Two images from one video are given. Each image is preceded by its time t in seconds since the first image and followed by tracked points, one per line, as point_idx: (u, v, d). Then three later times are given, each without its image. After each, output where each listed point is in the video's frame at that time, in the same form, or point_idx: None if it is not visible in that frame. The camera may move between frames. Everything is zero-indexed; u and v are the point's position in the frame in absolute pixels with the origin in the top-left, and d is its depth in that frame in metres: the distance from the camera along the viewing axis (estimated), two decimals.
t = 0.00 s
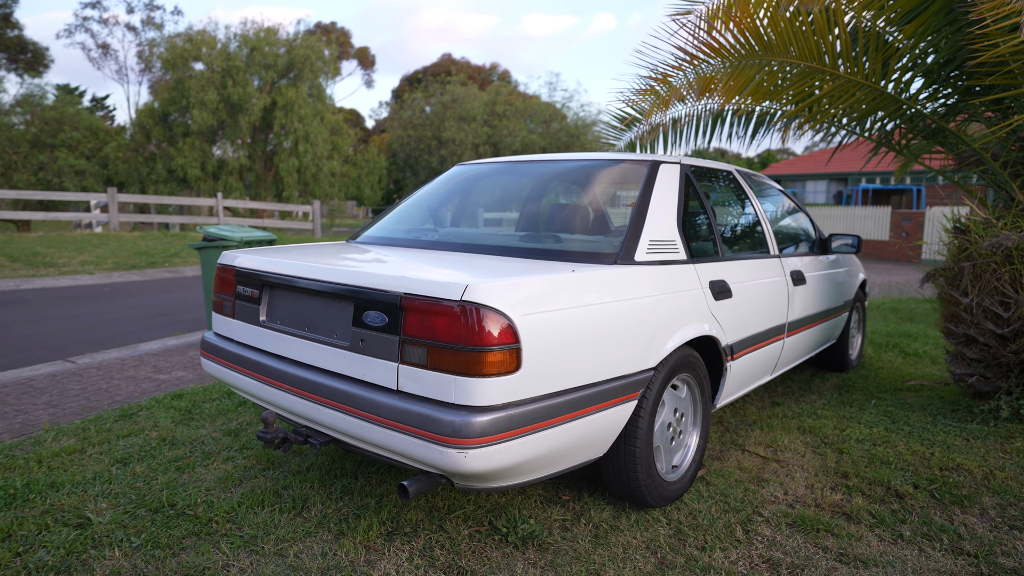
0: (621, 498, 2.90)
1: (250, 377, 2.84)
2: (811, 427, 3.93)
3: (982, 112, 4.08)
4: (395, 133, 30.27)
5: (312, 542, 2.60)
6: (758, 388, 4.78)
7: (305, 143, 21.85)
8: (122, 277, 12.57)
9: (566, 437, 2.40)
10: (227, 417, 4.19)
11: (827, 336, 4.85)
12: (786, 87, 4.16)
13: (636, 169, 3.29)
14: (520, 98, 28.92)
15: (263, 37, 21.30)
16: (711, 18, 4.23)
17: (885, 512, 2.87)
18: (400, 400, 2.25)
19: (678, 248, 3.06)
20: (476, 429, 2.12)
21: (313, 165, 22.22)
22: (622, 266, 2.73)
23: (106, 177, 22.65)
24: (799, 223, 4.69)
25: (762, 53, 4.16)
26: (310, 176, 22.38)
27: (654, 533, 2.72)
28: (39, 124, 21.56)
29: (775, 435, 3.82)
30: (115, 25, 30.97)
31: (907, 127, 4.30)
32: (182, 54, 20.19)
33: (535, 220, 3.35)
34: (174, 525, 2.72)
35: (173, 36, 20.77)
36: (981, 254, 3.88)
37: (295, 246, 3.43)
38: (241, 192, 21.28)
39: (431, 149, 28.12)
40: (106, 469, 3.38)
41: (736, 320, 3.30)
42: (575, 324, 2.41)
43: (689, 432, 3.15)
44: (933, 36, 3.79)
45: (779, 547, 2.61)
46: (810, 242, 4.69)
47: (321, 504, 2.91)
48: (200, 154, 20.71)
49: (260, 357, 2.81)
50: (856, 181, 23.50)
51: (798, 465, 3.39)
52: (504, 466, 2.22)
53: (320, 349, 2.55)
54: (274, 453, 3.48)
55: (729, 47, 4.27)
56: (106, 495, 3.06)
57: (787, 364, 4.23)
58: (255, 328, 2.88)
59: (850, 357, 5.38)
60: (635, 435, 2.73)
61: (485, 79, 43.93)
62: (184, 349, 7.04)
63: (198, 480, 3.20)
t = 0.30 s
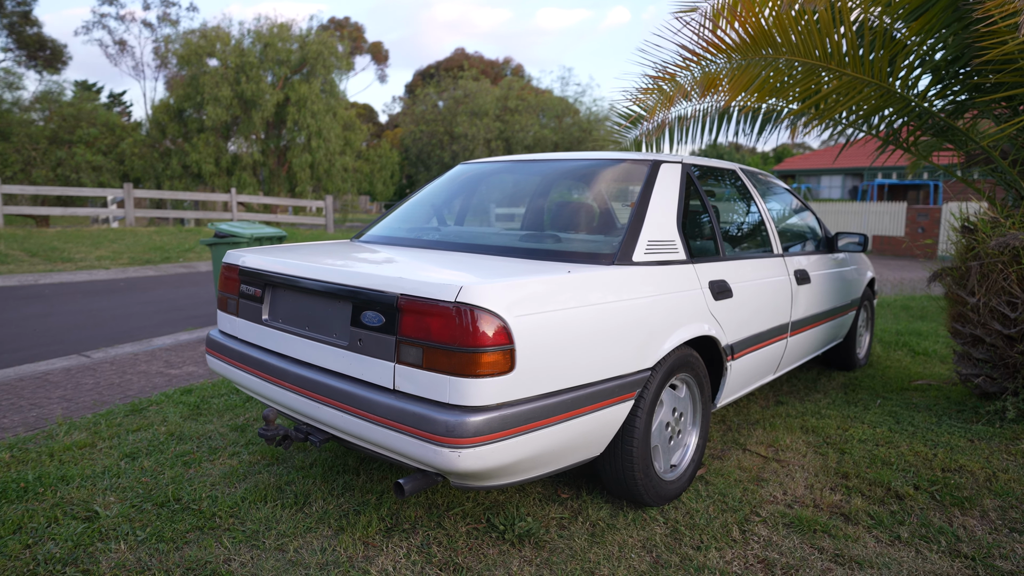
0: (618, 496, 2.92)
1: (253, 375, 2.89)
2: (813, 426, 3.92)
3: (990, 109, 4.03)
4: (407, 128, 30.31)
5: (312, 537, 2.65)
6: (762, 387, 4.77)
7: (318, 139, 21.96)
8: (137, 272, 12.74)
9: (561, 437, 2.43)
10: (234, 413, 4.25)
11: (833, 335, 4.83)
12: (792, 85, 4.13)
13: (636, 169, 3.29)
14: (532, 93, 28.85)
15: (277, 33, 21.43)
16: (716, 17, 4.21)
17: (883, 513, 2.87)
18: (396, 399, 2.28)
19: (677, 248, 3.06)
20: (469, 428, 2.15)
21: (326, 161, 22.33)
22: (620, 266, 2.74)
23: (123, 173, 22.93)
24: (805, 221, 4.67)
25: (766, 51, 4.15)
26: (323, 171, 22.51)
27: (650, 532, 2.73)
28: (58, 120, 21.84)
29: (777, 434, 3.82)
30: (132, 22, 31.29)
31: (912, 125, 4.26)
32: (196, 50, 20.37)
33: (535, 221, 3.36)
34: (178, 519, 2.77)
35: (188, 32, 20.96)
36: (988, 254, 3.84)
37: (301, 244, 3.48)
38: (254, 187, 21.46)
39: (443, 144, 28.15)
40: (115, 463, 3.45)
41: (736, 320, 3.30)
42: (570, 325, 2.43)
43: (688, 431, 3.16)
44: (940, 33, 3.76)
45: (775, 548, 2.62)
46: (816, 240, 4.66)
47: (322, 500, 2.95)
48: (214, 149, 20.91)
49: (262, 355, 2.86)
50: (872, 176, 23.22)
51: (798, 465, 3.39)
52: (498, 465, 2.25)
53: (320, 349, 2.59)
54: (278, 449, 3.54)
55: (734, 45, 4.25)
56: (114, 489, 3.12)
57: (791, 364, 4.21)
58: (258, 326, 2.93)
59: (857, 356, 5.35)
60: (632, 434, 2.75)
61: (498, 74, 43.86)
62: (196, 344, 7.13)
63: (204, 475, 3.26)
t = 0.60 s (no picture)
0: (614, 495, 2.94)
1: (254, 372, 2.94)
2: (815, 426, 3.91)
3: (999, 106, 3.97)
4: (421, 123, 30.38)
5: (310, 532, 2.70)
6: (766, 385, 4.76)
7: (331, 134, 22.08)
8: (153, 266, 12.92)
9: (553, 437, 2.45)
10: (241, 408, 4.32)
11: (839, 334, 4.80)
12: (796, 83, 4.10)
13: (634, 169, 3.30)
14: (546, 87, 28.76)
15: (291, 28, 21.55)
16: (720, 15, 4.20)
17: (879, 514, 2.86)
18: (389, 398, 2.32)
19: (675, 248, 3.07)
20: (460, 428, 2.18)
21: (339, 156, 22.45)
22: (615, 267, 2.76)
23: (140, 168, 23.23)
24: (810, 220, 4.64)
25: (770, 48, 4.13)
26: (337, 166, 22.63)
27: (644, 531, 2.75)
28: (77, 116, 22.16)
29: (778, 433, 3.81)
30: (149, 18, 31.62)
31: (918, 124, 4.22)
32: (211, 46, 20.56)
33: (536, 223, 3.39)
34: (181, 513, 2.84)
35: (203, 28, 21.16)
36: (994, 253, 3.80)
37: (304, 242, 3.53)
38: (269, 182, 21.64)
39: (456, 139, 28.17)
40: (123, 456, 3.53)
41: (735, 320, 3.30)
42: (562, 325, 2.44)
43: (685, 431, 3.17)
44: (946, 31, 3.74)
45: (767, 548, 2.63)
46: (821, 239, 4.64)
47: (322, 495, 3.00)
48: (229, 145, 21.11)
49: (263, 353, 2.91)
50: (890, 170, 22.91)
51: (797, 465, 3.39)
52: (489, 464, 2.28)
53: (317, 348, 2.63)
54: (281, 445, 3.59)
55: (738, 42, 4.23)
56: (120, 483, 3.20)
57: (794, 363, 4.20)
58: (259, 325, 2.98)
59: (864, 355, 5.32)
60: (626, 434, 2.77)
61: (512, 68, 43.77)
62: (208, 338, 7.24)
63: (208, 470, 3.33)
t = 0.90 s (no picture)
0: (608, 494, 2.96)
1: (252, 371, 2.98)
2: (814, 426, 3.90)
3: (1004, 104, 3.93)
4: (432, 118, 30.40)
5: (306, 528, 2.74)
6: (768, 383, 4.75)
7: (342, 129, 22.16)
8: (165, 262, 13.06)
9: (544, 437, 2.47)
10: (245, 404, 4.38)
11: (842, 332, 4.78)
12: (797, 80, 4.08)
13: (631, 169, 3.30)
14: (556, 82, 28.66)
15: (301, 24, 21.64)
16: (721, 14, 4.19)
17: (873, 516, 2.86)
18: (381, 398, 2.35)
19: (670, 248, 3.07)
20: (449, 428, 2.20)
21: (349, 151, 22.54)
22: (609, 267, 2.76)
23: (154, 164, 23.44)
24: (813, 218, 4.62)
25: (771, 46, 4.11)
26: (347, 161, 22.71)
27: (637, 530, 2.77)
28: (91, 113, 22.41)
29: (777, 433, 3.81)
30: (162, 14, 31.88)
31: (923, 121, 4.17)
32: (223, 42, 20.70)
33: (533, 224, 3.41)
34: (181, 509, 2.89)
35: (215, 25, 21.31)
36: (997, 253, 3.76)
37: (302, 241, 3.56)
38: (280, 178, 21.77)
39: (466, 134, 28.16)
40: (128, 452, 3.59)
41: (731, 320, 3.30)
42: (554, 326, 2.46)
43: (681, 431, 3.18)
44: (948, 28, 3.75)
45: (759, 548, 2.64)
46: (824, 237, 4.61)
47: (320, 492, 3.04)
48: (241, 140, 21.26)
49: (261, 352, 2.95)
50: (904, 165, 22.63)
51: (794, 465, 3.39)
52: (479, 464, 2.31)
53: (313, 347, 2.67)
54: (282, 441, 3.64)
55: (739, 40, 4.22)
56: (124, 478, 3.26)
57: (794, 362, 4.18)
58: (258, 324, 3.02)
59: (869, 353, 5.29)
60: (619, 434, 2.78)
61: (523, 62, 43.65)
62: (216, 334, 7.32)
63: (210, 465, 3.38)
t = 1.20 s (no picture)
0: (600, 493, 2.98)
1: (249, 369, 3.02)
2: (812, 426, 3.90)
3: (1008, 102, 3.89)
4: (442, 112, 30.40)
5: (301, 525, 2.78)
6: (769, 382, 4.74)
7: (352, 124, 22.23)
8: (176, 256, 13.20)
9: (532, 437, 2.49)
10: (247, 400, 4.44)
11: (845, 331, 4.76)
12: (797, 79, 4.06)
13: (627, 170, 3.31)
14: (567, 76, 28.54)
15: (312, 19, 21.71)
16: (720, 12, 4.17)
17: (865, 517, 2.86)
18: (371, 398, 2.38)
19: (663, 249, 3.07)
20: (436, 429, 2.23)
21: (360, 146, 22.61)
22: (600, 268, 2.78)
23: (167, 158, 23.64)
24: (814, 217, 4.59)
25: (771, 45, 4.10)
26: (358, 156, 22.78)
27: (627, 530, 2.79)
28: (105, 108, 22.61)
29: (774, 433, 3.81)
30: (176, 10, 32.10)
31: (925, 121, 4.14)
32: (235, 37, 20.81)
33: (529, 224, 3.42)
34: (180, 504, 2.95)
35: (227, 20, 21.43)
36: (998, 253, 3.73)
37: (299, 240, 3.61)
38: (291, 172, 21.89)
39: (477, 128, 28.13)
40: (131, 447, 3.66)
41: (726, 320, 3.30)
42: (542, 327, 2.47)
43: (674, 431, 3.19)
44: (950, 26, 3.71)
45: (748, 549, 2.65)
46: (826, 236, 4.59)
47: (316, 488, 3.09)
48: (252, 135, 21.39)
49: (257, 351, 2.99)
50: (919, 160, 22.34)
51: (789, 465, 3.39)
52: (467, 464, 2.33)
53: (307, 347, 2.70)
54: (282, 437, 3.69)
55: (739, 39, 4.20)
56: (126, 472, 3.32)
57: (793, 362, 4.17)
58: (255, 322, 3.06)
59: (872, 352, 5.26)
60: (610, 434, 2.80)
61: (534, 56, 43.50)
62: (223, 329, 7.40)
63: (210, 461, 3.44)
